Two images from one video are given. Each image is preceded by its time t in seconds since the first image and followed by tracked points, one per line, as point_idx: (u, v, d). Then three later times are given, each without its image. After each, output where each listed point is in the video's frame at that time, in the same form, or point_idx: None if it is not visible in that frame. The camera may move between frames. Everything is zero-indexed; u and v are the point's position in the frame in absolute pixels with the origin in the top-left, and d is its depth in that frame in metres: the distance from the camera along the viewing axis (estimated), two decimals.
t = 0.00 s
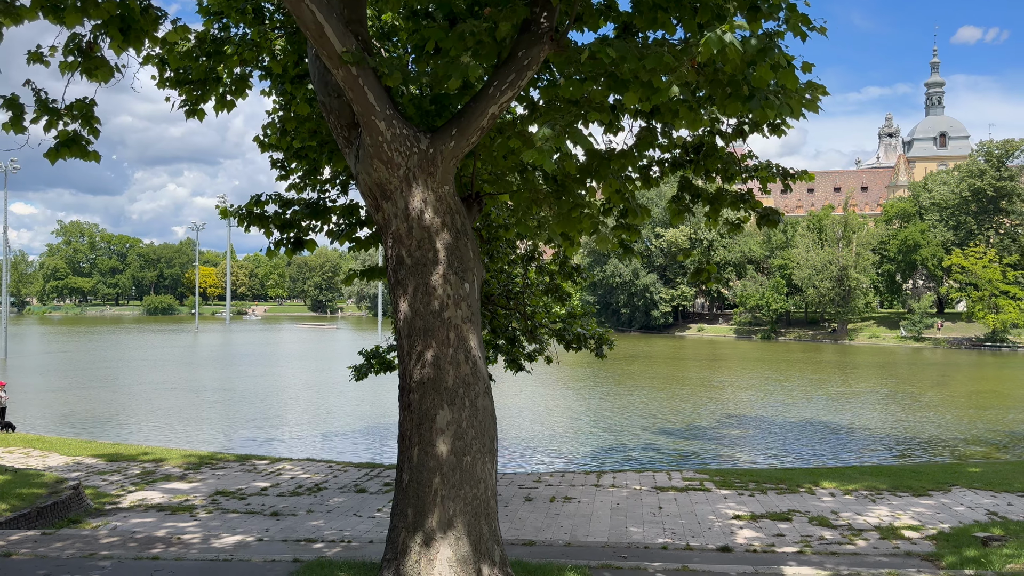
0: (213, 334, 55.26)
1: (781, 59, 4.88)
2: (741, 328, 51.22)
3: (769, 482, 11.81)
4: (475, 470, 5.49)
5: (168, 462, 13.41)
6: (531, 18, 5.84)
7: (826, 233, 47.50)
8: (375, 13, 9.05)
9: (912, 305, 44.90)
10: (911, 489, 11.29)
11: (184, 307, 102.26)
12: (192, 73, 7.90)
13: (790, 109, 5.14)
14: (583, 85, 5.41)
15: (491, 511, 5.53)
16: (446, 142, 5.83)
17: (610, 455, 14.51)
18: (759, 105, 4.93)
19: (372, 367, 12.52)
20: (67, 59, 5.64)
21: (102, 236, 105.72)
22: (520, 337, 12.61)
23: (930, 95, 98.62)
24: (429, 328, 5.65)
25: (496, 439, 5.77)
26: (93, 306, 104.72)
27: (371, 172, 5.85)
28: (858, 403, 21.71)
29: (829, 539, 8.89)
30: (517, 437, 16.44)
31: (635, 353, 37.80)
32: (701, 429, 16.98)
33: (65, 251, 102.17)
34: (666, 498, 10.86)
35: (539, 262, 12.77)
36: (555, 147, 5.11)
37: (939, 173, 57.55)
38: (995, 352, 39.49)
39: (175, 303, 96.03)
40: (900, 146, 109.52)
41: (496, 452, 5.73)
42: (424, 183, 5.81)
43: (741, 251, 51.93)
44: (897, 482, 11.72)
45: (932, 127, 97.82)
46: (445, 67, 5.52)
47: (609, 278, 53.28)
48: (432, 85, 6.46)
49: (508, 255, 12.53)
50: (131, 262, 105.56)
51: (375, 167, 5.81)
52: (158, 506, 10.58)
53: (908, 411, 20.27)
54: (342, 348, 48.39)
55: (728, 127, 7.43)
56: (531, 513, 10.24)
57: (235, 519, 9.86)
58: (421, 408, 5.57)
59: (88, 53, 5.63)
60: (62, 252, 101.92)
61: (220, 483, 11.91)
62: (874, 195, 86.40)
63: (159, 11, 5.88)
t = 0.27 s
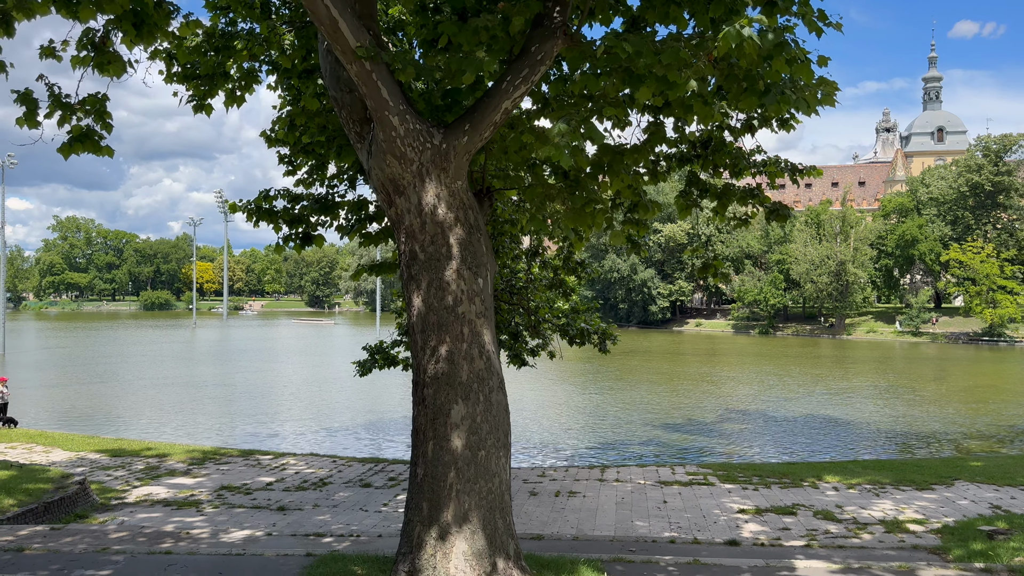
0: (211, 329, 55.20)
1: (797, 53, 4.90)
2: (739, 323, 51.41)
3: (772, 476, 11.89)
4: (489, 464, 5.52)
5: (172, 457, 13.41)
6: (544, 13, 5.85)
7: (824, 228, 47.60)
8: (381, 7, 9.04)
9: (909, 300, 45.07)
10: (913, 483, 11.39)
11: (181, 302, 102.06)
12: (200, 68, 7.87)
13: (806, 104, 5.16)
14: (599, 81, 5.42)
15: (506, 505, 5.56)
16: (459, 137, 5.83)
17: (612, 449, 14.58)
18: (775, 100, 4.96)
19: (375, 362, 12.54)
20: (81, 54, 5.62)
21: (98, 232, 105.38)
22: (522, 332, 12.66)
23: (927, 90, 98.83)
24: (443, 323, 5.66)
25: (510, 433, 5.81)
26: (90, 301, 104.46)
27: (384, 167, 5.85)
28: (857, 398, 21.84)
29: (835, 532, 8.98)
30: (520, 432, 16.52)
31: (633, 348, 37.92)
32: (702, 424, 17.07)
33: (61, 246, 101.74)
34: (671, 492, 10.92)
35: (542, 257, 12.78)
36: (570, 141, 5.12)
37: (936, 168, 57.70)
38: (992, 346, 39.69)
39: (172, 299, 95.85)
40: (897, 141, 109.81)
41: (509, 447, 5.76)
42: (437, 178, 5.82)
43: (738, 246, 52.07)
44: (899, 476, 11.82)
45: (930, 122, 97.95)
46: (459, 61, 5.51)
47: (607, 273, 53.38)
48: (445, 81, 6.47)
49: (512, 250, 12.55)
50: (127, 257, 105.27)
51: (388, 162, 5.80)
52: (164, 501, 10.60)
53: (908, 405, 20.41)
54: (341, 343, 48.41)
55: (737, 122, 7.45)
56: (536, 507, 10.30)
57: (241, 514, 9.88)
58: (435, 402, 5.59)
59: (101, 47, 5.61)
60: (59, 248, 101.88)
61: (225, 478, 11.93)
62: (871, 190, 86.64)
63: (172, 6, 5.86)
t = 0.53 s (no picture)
0: (214, 324, 55.20)
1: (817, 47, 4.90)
2: (742, 318, 51.40)
3: (781, 471, 11.93)
4: (507, 459, 5.53)
5: (180, 452, 13.44)
6: (560, 7, 5.83)
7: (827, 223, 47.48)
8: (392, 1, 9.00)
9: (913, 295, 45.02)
10: (922, 477, 11.42)
11: (184, 297, 102.11)
12: (211, 63, 7.85)
13: (826, 98, 5.17)
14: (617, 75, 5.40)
15: (524, 499, 5.58)
16: (476, 132, 5.83)
17: (620, 444, 14.63)
18: (796, 93, 4.95)
19: (383, 357, 12.56)
20: (98, 49, 5.63)
21: (101, 227, 105.30)
22: (530, 327, 12.68)
23: (931, 84, 98.47)
24: (460, 318, 5.67)
25: (527, 428, 5.81)
26: (92, 296, 104.45)
27: (400, 162, 5.84)
28: (863, 392, 21.86)
29: (845, 527, 9.01)
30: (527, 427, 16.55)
31: (637, 343, 37.92)
32: (709, 419, 17.10)
33: (63, 241, 101.66)
34: (680, 487, 10.94)
35: (550, 251, 12.76)
36: (590, 135, 5.11)
37: (941, 162, 57.52)
38: (996, 341, 39.66)
39: (175, 294, 95.89)
40: (900, 135, 109.48)
41: (526, 441, 5.77)
42: (454, 173, 5.82)
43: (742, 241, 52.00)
44: (908, 471, 11.85)
45: (934, 116, 97.68)
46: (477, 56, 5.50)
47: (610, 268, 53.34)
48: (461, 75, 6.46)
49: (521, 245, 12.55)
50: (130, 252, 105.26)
51: (404, 157, 5.80)
52: (175, 495, 10.62)
53: (913, 400, 20.43)
54: (344, 338, 48.45)
55: (751, 115, 7.45)
56: (546, 501, 10.33)
57: (253, 508, 9.91)
58: (453, 397, 5.59)
59: (118, 42, 5.61)
60: (61, 243, 101.76)
61: (234, 472, 11.96)
62: (875, 184, 86.46)
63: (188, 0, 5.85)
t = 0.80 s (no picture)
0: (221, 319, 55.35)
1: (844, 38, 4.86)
2: (750, 313, 51.29)
3: (794, 466, 11.90)
4: (528, 454, 5.51)
5: (193, 445, 13.47)
6: None
7: (836, 217, 47.24)
8: None
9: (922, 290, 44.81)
10: (937, 473, 11.38)
11: (191, 292, 102.43)
12: (227, 56, 7.84)
13: (852, 90, 5.14)
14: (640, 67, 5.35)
15: (545, 494, 5.56)
16: (496, 125, 5.80)
17: (631, 439, 14.62)
18: (821, 86, 4.92)
19: (395, 352, 12.56)
20: (118, 42, 5.63)
21: (108, 221, 105.61)
22: (541, 321, 12.65)
23: (940, 78, 97.85)
24: (481, 312, 5.65)
25: (548, 423, 5.79)
26: (100, 290, 104.84)
27: (420, 156, 5.81)
28: (873, 388, 21.79)
29: (861, 522, 8.98)
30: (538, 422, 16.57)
31: (645, 338, 37.89)
32: (720, 414, 17.07)
33: (70, 235, 101.96)
34: (693, 482, 10.92)
35: (563, 246, 12.72)
36: (614, 127, 5.07)
37: (951, 156, 57.17)
38: (1006, 336, 39.45)
39: (183, 289, 96.21)
40: (909, 130, 108.88)
41: (547, 436, 5.74)
42: (474, 166, 5.78)
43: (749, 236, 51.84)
44: (922, 466, 11.80)
45: (943, 110, 97.14)
46: (498, 48, 5.46)
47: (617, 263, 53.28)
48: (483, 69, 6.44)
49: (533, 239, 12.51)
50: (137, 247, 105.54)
51: (424, 151, 5.77)
52: (189, 489, 10.64)
53: (924, 395, 20.35)
54: (351, 332, 48.53)
55: (770, 108, 7.40)
56: (559, 496, 10.33)
57: (267, 502, 9.93)
58: (473, 391, 5.57)
59: (139, 36, 5.61)
60: (69, 237, 102.08)
61: (247, 466, 11.98)
62: (883, 179, 86.10)
63: None
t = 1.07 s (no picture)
0: (231, 314, 55.54)
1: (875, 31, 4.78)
2: (760, 309, 51.12)
3: (810, 463, 11.84)
4: (551, 451, 5.48)
5: (207, 441, 13.51)
6: None
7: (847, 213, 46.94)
8: None
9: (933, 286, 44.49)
10: (954, 470, 11.29)
11: (201, 288, 102.85)
12: (245, 51, 7.84)
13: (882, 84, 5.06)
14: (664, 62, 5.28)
15: (568, 491, 5.53)
16: (518, 120, 5.75)
17: (645, 435, 14.59)
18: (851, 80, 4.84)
19: (409, 348, 12.55)
20: (140, 37, 5.65)
21: (118, 217, 106.06)
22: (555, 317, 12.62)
23: (952, 72, 97.06)
24: (503, 308, 5.61)
25: (570, 420, 5.75)
26: (110, 286, 105.40)
27: (441, 151, 5.77)
28: (886, 384, 21.67)
29: (879, 520, 8.92)
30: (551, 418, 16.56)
31: (654, 334, 37.80)
32: (733, 410, 17.02)
33: (80, 231, 102.35)
34: (709, 479, 10.87)
35: (577, 241, 12.66)
36: (639, 122, 5.01)
37: (963, 151, 56.68)
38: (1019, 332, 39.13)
39: (192, 284, 96.63)
40: (920, 124, 108.05)
41: (570, 433, 5.70)
42: (495, 162, 5.75)
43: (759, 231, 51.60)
44: (939, 464, 11.71)
45: (954, 105, 96.40)
46: (521, 43, 5.41)
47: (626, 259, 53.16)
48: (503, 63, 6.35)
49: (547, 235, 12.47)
50: (147, 243, 106.02)
51: (445, 146, 5.73)
52: (204, 484, 10.66)
53: (939, 392, 20.22)
54: (360, 328, 48.60)
55: (792, 103, 7.33)
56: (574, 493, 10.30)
57: (283, 497, 9.94)
58: (496, 388, 5.54)
59: (160, 31, 5.62)
60: (79, 233, 102.53)
61: (262, 461, 12.00)
62: (894, 174, 85.59)
63: None
